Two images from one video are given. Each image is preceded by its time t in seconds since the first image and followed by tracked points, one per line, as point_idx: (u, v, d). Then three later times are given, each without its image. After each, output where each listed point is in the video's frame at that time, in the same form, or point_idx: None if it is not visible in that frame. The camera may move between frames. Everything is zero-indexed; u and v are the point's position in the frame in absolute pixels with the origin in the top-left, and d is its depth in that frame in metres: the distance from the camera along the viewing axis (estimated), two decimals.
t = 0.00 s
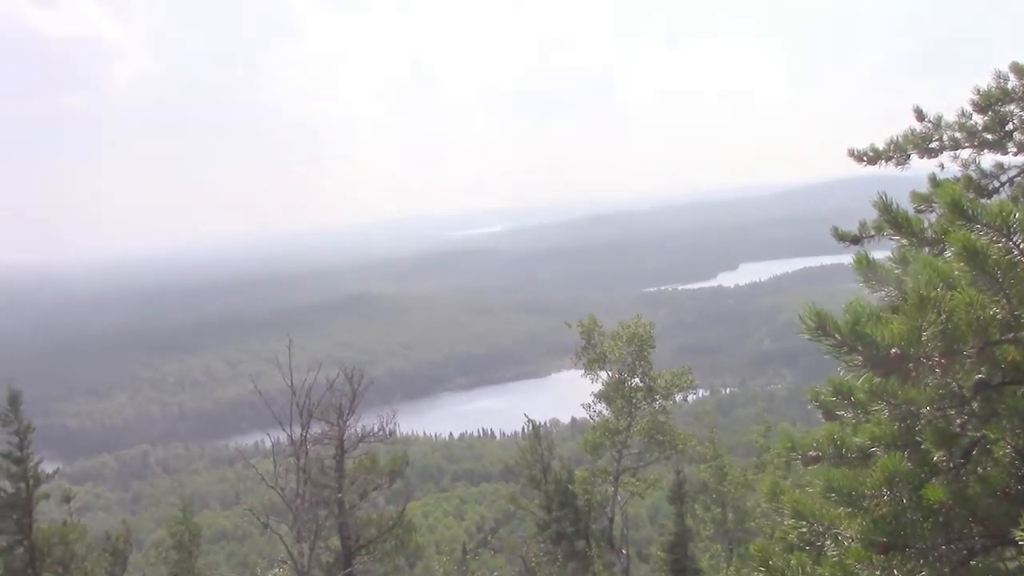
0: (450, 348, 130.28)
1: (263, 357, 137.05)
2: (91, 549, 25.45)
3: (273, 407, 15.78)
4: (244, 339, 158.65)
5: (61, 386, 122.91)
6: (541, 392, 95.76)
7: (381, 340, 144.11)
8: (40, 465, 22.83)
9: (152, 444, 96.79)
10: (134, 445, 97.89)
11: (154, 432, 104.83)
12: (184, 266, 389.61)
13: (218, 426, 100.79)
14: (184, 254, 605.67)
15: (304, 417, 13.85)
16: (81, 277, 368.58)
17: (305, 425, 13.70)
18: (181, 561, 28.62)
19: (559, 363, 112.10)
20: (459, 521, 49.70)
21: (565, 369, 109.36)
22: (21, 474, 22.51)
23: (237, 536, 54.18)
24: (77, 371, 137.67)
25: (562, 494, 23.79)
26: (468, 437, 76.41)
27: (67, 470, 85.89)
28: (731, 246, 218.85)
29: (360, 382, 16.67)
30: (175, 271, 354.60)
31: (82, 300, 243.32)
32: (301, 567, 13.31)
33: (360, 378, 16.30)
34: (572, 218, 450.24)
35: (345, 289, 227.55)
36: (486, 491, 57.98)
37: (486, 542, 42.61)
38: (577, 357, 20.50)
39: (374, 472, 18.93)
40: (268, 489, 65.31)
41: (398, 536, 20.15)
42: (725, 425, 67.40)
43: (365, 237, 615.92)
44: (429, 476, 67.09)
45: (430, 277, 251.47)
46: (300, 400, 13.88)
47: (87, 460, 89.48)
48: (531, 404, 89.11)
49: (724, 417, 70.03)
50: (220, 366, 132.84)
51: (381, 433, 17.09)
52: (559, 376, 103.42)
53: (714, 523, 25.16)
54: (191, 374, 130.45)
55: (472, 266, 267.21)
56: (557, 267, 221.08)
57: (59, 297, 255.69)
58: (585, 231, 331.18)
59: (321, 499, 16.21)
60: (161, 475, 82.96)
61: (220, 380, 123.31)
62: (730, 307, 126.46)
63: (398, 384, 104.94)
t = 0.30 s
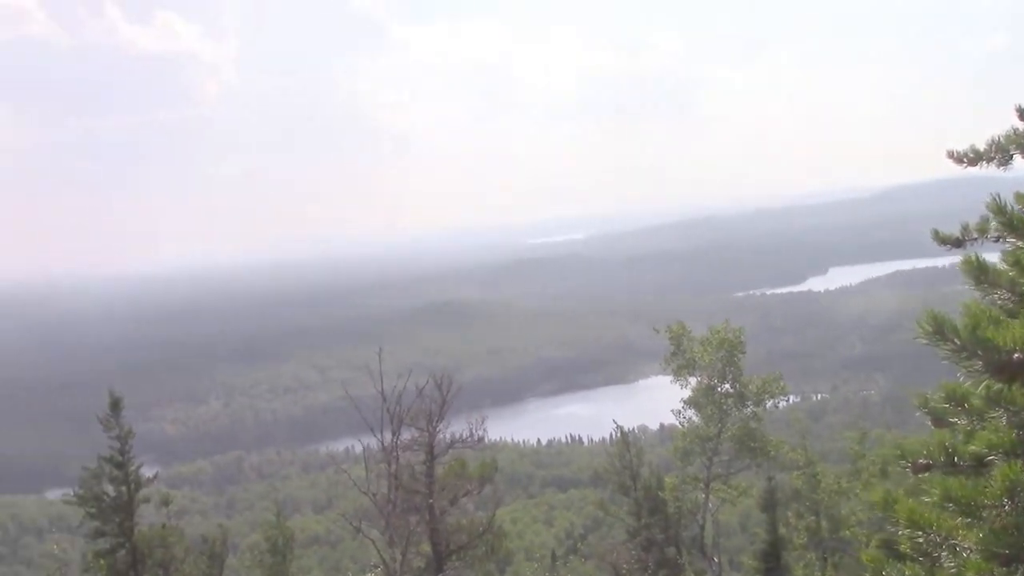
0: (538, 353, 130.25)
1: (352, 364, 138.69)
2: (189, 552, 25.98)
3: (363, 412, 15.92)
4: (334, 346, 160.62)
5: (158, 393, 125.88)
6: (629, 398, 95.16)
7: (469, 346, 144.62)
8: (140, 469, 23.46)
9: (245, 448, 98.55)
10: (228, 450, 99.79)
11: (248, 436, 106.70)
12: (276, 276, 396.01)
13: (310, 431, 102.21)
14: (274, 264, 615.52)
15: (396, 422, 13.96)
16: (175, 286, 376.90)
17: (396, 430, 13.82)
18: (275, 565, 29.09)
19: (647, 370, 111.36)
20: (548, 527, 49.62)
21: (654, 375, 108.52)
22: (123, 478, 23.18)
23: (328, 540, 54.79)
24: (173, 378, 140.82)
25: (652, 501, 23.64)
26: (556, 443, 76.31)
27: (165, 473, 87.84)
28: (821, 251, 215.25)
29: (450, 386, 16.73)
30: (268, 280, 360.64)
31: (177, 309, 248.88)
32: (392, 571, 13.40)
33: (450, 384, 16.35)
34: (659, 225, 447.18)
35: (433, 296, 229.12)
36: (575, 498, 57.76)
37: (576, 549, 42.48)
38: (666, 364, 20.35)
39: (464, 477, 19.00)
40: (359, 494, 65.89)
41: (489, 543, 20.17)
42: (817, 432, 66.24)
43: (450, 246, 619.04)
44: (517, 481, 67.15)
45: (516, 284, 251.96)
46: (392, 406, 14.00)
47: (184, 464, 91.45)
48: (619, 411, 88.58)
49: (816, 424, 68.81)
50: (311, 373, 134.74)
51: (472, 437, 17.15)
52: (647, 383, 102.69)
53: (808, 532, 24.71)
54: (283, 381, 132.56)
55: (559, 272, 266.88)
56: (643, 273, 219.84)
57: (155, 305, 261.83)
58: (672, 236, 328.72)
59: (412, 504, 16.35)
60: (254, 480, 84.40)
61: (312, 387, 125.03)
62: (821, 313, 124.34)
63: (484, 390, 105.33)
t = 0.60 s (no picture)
0: (680, 355, 129.01)
1: (494, 364, 139.74)
2: (338, 544, 26.57)
3: (506, 413, 16.01)
4: (477, 346, 162.28)
5: (306, 391, 129.18)
6: (774, 402, 93.39)
7: (610, 347, 144.18)
8: (292, 464, 24.09)
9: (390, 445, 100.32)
10: (373, 447, 101.71)
11: (393, 432, 108.74)
12: (421, 276, 402.30)
13: (453, 429, 103.51)
14: (418, 264, 625.61)
15: (540, 423, 13.99)
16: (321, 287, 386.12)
17: (540, 431, 13.85)
18: (421, 560, 29.54)
19: (793, 373, 109.13)
20: (691, 530, 49.09)
21: (800, 377, 106.24)
22: (276, 472, 23.87)
23: (471, 538, 55.36)
24: (321, 376, 144.47)
25: (799, 507, 23.17)
26: (698, 446, 75.45)
27: (313, 469, 90.24)
28: (977, 251, 207.27)
29: (592, 388, 16.69)
30: (413, 281, 366.69)
31: (324, 309, 255.02)
32: (536, 571, 13.43)
33: (592, 385, 16.32)
34: (806, 227, 437.33)
35: (574, 297, 229.28)
36: (718, 502, 56.98)
37: (721, 553, 41.80)
38: (814, 367, 19.94)
39: (607, 479, 18.93)
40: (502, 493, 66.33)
41: (630, 545, 20.05)
42: (973, 438, 63.81)
43: (591, 247, 617.88)
44: (659, 484, 66.60)
45: (656, 285, 249.69)
46: (536, 407, 14.05)
47: (331, 461, 93.59)
48: (764, 414, 87.04)
49: (972, 431, 66.24)
50: (454, 372, 136.41)
51: (615, 440, 17.06)
52: (793, 386, 100.62)
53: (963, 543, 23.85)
54: (425, 381, 134.46)
55: (701, 273, 263.77)
56: (788, 274, 215.42)
57: (303, 306, 268.82)
58: (819, 236, 321.27)
59: (556, 504, 16.39)
60: (399, 476, 85.93)
61: (454, 386, 126.60)
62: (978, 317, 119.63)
63: (625, 391, 104.68)
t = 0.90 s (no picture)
0: (863, 356, 124.86)
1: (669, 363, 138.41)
2: (518, 539, 26.87)
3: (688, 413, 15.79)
4: (652, 344, 161.02)
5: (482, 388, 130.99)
6: (965, 406, 89.35)
7: (789, 346, 140.75)
8: (472, 460, 24.61)
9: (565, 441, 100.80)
10: (549, 444, 102.42)
11: (569, 429, 109.07)
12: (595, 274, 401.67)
13: (628, 428, 103.14)
14: (594, 262, 624.98)
15: (721, 423, 13.72)
16: (491, 289, 390.19)
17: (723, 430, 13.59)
18: (599, 559, 29.56)
19: (985, 375, 104.09)
20: (876, 537, 47.39)
21: (993, 379, 101.28)
22: (457, 467, 24.43)
23: (648, 536, 54.94)
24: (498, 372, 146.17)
25: (997, 516, 22.05)
26: (883, 450, 72.86)
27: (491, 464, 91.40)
28: None
29: (776, 387, 16.30)
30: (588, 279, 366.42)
31: (495, 309, 257.65)
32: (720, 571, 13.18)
33: (775, 385, 15.93)
34: (1000, 222, 416.33)
35: (752, 296, 224.82)
36: (905, 508, 54.83)
37: (909, 560, 40.16)
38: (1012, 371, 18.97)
39: (791, 482, 18.45)
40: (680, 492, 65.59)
41: (814, 550, 19.54)
42: None
43: (770, 244, 604.31)
44: (842, 487, 64.57)
45: (833, 283, 242.69)
46: (717, 406, 13.77)
47: (508, 456, 94.69)
48: (953, 418, 83.37)
49: None
50: (629, 371, 135.76)
51: (800, 441, 16.61)
52: (985, 390, 96.02)
53: None
54: (600, 378, 134.31)
55: (885, 270, 254.50)
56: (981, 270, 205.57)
57: (474, 306, 272.32)
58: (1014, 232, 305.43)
59: (737, 505, 16.09)
60: (574, 473, 86.13)
61: (629, 384, 126.04)
62: None
63: (804, 390, 102.32)
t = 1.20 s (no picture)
0: None
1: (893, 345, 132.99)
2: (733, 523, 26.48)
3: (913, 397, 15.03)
4: (876, 326, 155.17)
5: (696, 368, 129.55)
6: None
7: None
8: (688, 440, 24.12)
9: (780, 424, 98.64)
10: (764, 426, 100.39)
11: (783, 411, 106.64)
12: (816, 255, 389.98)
13: (846, 414, 99.96)
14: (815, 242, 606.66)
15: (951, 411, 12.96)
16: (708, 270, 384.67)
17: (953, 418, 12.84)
18: (819, 545, 28.76)
19: None
20: None
21: None
22: (672, 448, 24.09)
23: (867, 525, 53.10)
24: (713, 353, 144.21)
25: None
26: None
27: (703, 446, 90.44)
28: None
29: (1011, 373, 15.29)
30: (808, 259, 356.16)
31: (704, 290, 254.88)
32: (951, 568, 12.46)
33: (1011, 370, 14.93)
34: None
35: (985, 277, 213.15)
36: None
37: None
38: None
39: None
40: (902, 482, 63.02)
41: None
42: None
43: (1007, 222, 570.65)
44: None
45: None
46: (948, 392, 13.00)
47: (722, 439, 93.38)
48: None
49: None
50: (849, 355, 131.35)
51: None
52: None
53: None
54: (819, 362, 130.51)
55: None
56: None
57: (683, 288, 270.11)
58: None
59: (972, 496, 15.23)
60: (790, 458, 84.15)
61: (849, 368, 121.96)
62: None
63: None
